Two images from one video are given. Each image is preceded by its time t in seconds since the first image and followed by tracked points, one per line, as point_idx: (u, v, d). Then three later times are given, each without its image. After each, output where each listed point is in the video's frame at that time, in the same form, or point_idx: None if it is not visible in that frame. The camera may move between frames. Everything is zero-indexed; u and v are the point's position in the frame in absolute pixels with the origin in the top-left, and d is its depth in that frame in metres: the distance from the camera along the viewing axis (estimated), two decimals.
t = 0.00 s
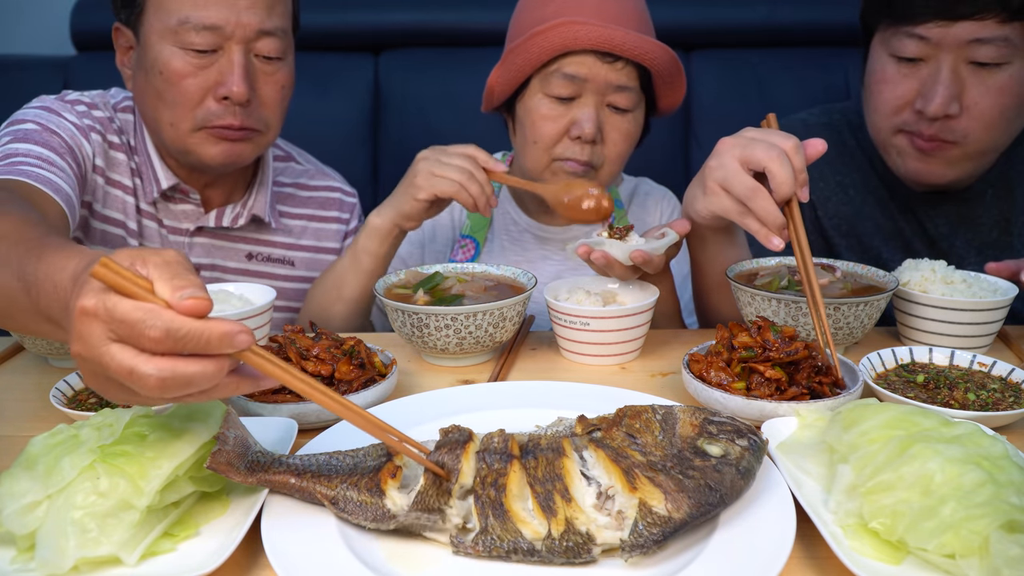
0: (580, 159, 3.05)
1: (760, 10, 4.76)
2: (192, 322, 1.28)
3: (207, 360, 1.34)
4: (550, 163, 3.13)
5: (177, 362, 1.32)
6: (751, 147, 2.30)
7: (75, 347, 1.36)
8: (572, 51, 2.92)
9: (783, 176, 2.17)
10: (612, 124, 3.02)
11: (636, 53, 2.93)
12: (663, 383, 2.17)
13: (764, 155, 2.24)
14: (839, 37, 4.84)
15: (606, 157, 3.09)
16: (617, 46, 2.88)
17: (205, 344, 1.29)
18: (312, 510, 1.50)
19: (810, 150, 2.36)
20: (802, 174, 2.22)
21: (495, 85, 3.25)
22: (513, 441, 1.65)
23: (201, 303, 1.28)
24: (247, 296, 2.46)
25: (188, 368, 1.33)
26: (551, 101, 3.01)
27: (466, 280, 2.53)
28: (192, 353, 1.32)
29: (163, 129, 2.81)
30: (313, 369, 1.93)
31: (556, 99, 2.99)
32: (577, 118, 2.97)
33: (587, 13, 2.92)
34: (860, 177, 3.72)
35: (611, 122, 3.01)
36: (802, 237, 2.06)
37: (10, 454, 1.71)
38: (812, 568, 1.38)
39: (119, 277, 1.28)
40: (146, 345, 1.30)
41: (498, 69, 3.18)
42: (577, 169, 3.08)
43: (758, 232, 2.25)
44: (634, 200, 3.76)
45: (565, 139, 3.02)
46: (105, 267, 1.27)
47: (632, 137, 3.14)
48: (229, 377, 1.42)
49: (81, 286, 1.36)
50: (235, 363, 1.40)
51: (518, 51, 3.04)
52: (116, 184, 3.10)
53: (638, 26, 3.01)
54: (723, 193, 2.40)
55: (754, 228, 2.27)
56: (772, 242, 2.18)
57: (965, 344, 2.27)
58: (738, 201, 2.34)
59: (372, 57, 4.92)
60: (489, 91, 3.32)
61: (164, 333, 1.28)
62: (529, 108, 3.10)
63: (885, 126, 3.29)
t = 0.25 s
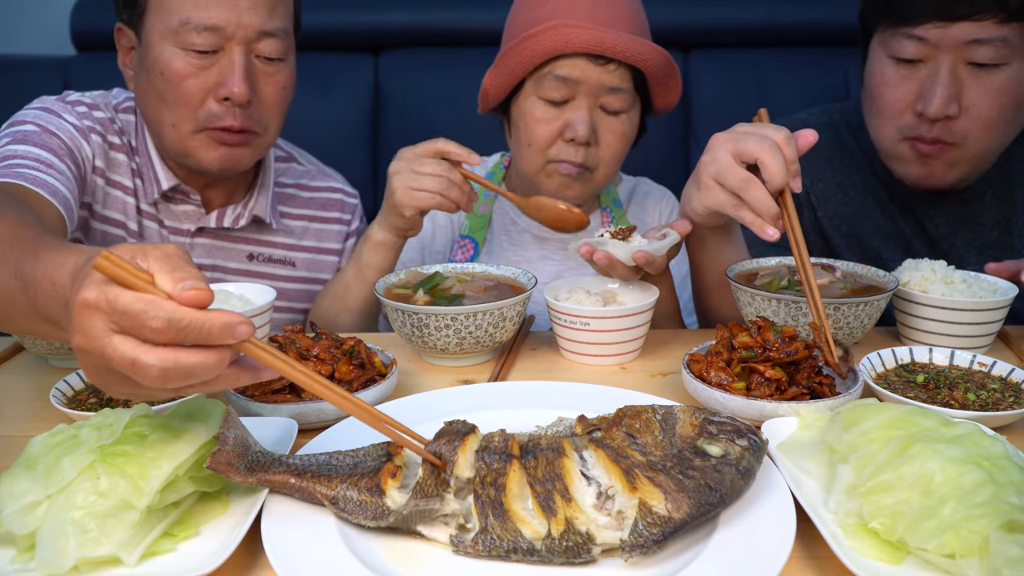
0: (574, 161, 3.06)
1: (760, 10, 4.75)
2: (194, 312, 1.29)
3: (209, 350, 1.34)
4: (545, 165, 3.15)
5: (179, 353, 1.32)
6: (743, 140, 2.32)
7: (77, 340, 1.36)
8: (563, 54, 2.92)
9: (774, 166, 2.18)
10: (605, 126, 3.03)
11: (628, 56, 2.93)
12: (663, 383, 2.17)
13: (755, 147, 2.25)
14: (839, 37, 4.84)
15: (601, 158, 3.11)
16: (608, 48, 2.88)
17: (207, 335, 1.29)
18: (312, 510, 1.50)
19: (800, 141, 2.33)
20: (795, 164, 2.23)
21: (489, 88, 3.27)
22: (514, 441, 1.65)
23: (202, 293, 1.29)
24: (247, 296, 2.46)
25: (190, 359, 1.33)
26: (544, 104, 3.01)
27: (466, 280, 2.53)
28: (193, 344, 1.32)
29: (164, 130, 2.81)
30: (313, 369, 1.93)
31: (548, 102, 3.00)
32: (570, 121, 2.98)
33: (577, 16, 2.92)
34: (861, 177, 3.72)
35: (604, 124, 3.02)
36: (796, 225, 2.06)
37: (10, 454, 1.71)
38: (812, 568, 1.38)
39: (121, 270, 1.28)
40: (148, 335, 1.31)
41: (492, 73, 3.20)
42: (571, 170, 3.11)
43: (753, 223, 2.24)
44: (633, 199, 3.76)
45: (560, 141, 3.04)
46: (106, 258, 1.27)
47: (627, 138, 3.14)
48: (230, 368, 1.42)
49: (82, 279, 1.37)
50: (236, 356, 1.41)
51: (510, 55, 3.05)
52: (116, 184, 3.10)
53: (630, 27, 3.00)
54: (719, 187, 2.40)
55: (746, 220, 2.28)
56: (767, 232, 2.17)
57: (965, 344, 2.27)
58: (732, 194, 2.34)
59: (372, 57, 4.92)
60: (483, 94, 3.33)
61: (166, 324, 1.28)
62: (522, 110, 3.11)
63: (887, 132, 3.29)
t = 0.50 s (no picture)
0: (565, 166, 3.09)
1: (760, 10, 4.76)
2: (198, 305, 1.30)
3: (214, 342, 1.35)
4: (537, 169, 3.18)
5: (184, 346, 1.33)
6: (731, 120, 2.38)
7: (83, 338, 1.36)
8: (550, 61, 2.93)
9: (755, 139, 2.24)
10: (596, 129, 3.04)
11: (614, 60, 2.92)
12: (663, 383, 2.17)
13: (741, 124, 2.30)
14: (839, 37, 4.84)
15: (592, 161, 3.12)
16: (593, 53, 2.88)
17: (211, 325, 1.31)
18: (312, 510, 1.50)
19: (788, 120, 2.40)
20: (781, 140, 2.25)
21: (481, 94, 3.29)
22: (513, 442, 1.64)
23: (205, 287, 1.30)
24: (247, 296, 2.46)
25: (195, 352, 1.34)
26: (533, 109, 3.04)
27: (466, 280, 2.53)
28: (198, 335, 1.33)
29: (162, 129, 2.81)
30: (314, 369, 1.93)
31: (537, 107, 3.02)
32: (560, 125, 3.00)
33: (562, 22, 2.93)
34: (860, 178, 3.72)
35: (595, 127, 3.03)
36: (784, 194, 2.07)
37: (10, 454, 1.71)
38: (812, 568, 1.38)
39: (124, 267, 1.29)
40: (154, 330, 1.31)
41: (483, 79, 3.22)
42: (562, 174, 3.14)
43: (743, 197, 2.24)
44: (632, 199, 3.77)
45: (550, 146, 3.07)
46: (109, 254, 1.27)
47: (619, 140, 3.14)
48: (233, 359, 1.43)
49: (84, 275, 1.37)
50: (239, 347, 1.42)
51: (498, 62, 3.08)
52: (115, 184, 3.10)
53: (618, 30, 2.99)
54: (707, 165, 2.43)
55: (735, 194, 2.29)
56: (756, 205, 2.18)
57: (965, 344, 2.27)
58: (721, 169, 2.36)
59: (372, 57, 4.93)
60: (475, 99, 3.35)
61: (171, 318, 1.29)
62: (513, 115, 3.13)
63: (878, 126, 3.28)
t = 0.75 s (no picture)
0: (563, 165, 3.09)
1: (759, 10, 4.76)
2: (191, 299, 1.29)
3: (211, 333, 1.36)
4: (536, 169, 3.18)
5: (183, 340, 1.34)
6: (704, 111, 2.43)
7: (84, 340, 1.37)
8: (545, 60, 2.94)
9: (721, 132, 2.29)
10: (593, 128, 3.04)
11: (609, 58, 2.92)
12: (663, 383, 2.17)
13: (709, 116, 2.36)
14: (838, 37, 4.84)
15: (591, 160, 3.12)
16: (588, 52, 2.88)
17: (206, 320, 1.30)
18: (311, 510, 1.50)
19: (760, 110, 2.35)
20: (750, 130, 2.25)
21: (477, 95, 3.30)
22: (512, 442, 1.64)
23: (198, 281, 1.29)
24: (246, 296, 2.46)
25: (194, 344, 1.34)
26: (530, 109, 3.04)
27: (466, 280, 2.53)
28: (194, 329, 1.33)
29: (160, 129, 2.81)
30: (313, 369, 1.93)
31: (534, 106, 3.02)
32: (556, 125, 3.00)
33: (557, 20, 2.93)
34: (857, 178, 3.73)
35: (592, 126, 3.03)
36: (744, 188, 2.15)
37: (10, 454, 1.71)
38: (812, 568, 1.38)
39: (113, 267, 1.27)
40: (150, 326, 1.31)
41: (479, 80, 3.23)
42: (561, 174, 3.15)
43: (710, 185, 2.33)
44: (632, 199, 3.78)
45: (548, 145, 3.07)
46: (98, 256, 1.26)
47: (616, 138, 3.14)
48: (233, 347, 1.42)
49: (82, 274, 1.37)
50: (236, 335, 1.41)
51: (494, 62, 3.08)
52: (114, 185, 3.10)
53: (613, 27, 2.98)
54: (684, 155, 2.53)
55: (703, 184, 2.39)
56: (721, 194, 2.27)
57: (965, 344, 2.27)
58: (693, 159, 2.44)
59: (372, 57, 4.93)
60: (473, 101, 3.36)
61: (166, 314, 1.28)
62: (510, 116, 3.14)
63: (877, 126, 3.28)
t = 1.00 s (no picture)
0: (568, 167, 3.10)
1: (759, 10, 4.76)
2: (188, 295, 1.29)
3: (212, 331, 1.36)
4: (540, 170, 3.20)
5: (181, 337, 1.34)
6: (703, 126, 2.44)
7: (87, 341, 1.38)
8: (549, 63, 2.94)
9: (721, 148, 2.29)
10: (597, 131, 3.04)
11: (614, 62, 2.91)
12: (663, 383, 2.17)
13: (708, 132, 2.37)
14: (838, 37, 4.84)
15: (595, 162, 3.12)
16: (593, 56, 2.87)
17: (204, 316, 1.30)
18: (311, 510, 1.50)
19: (761, 125, 2.34)
20: (749, 147, 2.23)
21: (482, 97, 3.30)
22: (512, 442, 1.65)
23: (197, 277, 1.30)
24: (246, 295, 2.46)
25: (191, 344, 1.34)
26: (535, 111, 3.05)
27: (466, 280, 2.53)
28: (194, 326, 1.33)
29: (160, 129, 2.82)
30: (313, 369, 1.93)
31: (539, 109, 3.03)
32: (561, 127, 3.01)
33: (562, 24, 2.93)
34: (854, 181, 3.73)
35: (596, 129, 3.03)
36: (744, 202, 2.14)
37: (10, 454, 1.71)
38: (812, 568, 1.38)
39: (113, 264, 1.29)
40: (148, 323, 1.31)
41: (483, 81, 3.24)
42: (565, 176, 3.15)
43: (712, 201, 2.33)
44: (635, 200, 3.78)
45: (552, 147, 3.08)
46: (99, 256, 1.28)
47: (621, 141, 3.13)
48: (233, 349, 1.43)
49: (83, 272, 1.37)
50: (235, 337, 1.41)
51: (498, 64, 3.09)
52: (114, 185, 3.10)
53: (619, 31, 2.98)
54: (687, 169, 2.54)
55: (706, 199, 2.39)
56: (723, 210, 2.28)
57: (966, 344, 2.27)
58: (696, 174, 2.45)
59: (372, 57, 4.93)
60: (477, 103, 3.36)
61: (162, 310, 1.29)
62: (515, 117, 3.15)
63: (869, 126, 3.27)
